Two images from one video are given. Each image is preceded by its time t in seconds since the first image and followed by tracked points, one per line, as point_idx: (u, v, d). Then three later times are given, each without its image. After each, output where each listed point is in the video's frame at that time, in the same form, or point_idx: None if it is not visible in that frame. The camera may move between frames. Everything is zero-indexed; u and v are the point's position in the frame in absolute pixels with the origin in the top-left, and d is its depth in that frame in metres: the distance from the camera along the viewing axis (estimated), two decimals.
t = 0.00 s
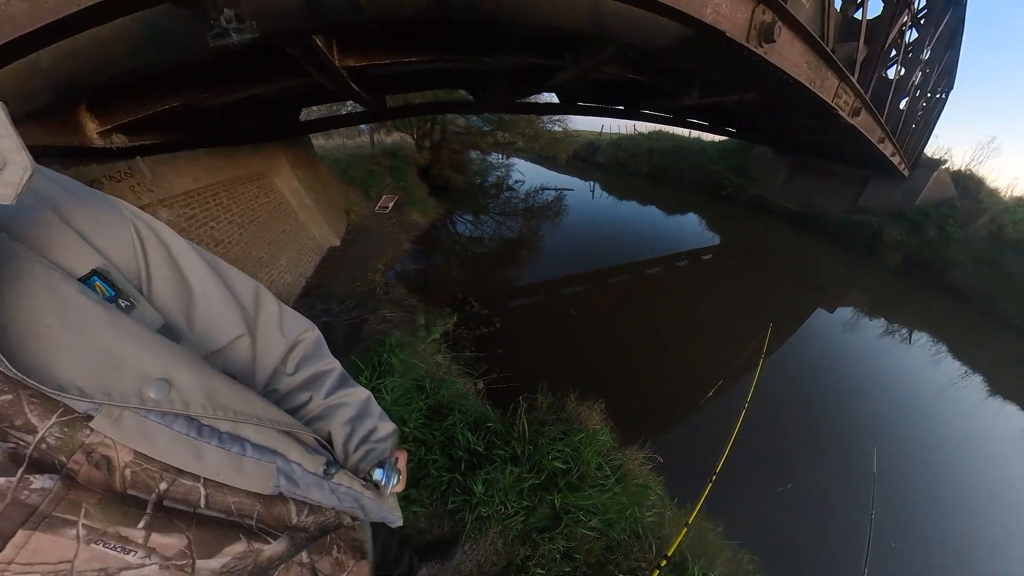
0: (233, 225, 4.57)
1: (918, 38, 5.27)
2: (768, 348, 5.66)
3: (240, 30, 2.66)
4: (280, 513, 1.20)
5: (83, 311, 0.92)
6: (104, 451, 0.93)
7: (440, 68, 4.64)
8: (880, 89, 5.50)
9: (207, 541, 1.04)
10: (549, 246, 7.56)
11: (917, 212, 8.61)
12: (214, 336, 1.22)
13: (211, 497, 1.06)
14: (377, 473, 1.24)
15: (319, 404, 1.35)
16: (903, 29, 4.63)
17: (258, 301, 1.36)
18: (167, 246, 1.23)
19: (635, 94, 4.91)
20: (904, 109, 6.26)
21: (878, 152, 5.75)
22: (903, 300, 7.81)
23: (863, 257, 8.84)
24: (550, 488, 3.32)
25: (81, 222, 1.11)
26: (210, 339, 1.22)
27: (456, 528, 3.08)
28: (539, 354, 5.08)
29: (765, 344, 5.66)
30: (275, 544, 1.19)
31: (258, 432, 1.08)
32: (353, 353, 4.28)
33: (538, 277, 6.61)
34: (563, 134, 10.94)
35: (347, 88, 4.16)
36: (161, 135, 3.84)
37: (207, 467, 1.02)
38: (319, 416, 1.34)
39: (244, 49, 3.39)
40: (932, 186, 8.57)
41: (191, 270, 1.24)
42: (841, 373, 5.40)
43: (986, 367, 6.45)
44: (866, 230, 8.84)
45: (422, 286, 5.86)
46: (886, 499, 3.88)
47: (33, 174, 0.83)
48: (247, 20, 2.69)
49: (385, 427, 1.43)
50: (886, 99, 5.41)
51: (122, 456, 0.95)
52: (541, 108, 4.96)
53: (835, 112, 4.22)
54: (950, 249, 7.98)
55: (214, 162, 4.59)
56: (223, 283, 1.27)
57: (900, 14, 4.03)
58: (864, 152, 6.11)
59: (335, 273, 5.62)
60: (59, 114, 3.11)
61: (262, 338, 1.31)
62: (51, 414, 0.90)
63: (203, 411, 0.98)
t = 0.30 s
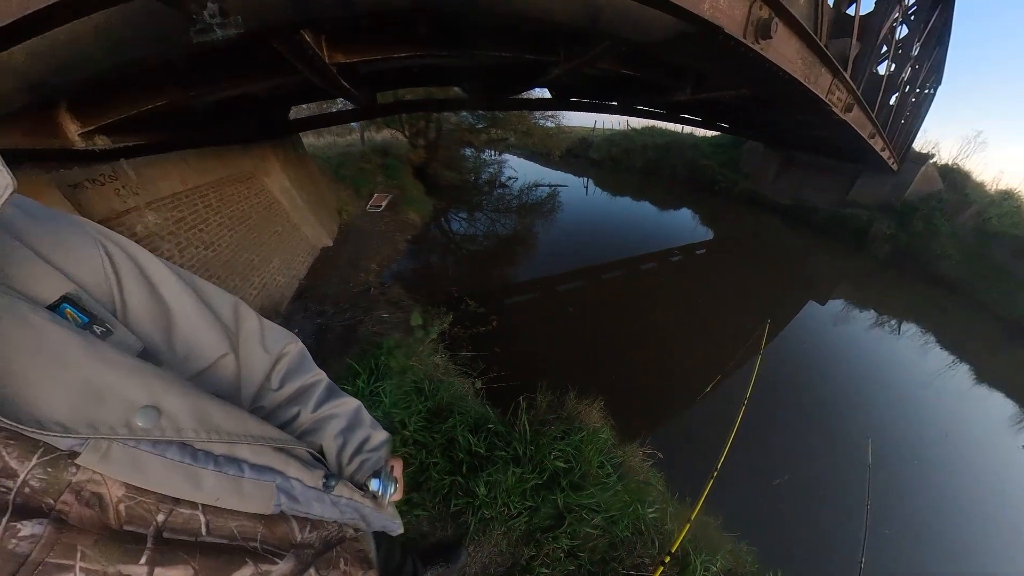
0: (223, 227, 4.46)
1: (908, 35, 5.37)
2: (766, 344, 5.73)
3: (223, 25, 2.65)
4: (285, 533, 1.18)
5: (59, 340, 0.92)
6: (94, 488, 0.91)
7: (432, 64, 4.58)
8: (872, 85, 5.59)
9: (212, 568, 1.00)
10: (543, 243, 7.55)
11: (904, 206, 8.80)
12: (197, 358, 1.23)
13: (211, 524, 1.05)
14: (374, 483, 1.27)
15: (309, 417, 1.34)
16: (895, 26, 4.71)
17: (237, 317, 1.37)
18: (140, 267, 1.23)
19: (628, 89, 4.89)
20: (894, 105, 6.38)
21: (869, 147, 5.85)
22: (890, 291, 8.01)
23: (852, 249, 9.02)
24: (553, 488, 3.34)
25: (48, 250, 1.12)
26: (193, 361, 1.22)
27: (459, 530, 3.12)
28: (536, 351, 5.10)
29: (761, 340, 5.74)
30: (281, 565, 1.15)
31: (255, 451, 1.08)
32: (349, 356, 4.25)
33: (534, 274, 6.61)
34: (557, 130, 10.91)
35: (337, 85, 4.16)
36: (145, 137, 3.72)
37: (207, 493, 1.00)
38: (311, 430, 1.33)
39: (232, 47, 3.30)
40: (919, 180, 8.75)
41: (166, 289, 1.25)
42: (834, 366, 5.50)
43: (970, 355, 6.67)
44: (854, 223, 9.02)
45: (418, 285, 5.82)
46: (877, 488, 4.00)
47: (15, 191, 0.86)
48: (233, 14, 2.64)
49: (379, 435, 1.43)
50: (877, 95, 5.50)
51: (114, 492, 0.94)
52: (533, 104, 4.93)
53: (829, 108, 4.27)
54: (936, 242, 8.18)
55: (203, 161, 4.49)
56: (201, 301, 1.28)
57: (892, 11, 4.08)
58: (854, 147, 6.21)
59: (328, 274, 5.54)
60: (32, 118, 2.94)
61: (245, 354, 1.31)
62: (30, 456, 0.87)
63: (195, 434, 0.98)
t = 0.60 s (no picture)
0: (211, 230, 4.36)
1: (900, 30, 5.44)
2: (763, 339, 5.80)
3: (205, 19, 2.57)
4: (277, 558, 1.33)
5: (25, 371, 0.97)
6: (67, 526, 1.03)
7: (422, 61, 4.53)
8: (864, 80, 5.66)
9: None
10: (538, 240, 7.53)
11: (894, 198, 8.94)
12: (177, 380, 1.32)
13: (197, 555, 1.19)
14: (370, 498, 1.40)
15: (297, 435, 1.46)
16: (886, 21, 4.77)
17: (217, 338, 1.48)
18: (110, 295, 1.31)
19: (622, 84, 4.87)
20: (885, 100, 6.46)
21: (860, 142, 5.93)
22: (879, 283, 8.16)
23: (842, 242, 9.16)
24: (553, 487, 3.35)
25: (17, 278, 1.18)
26: (173, 384, 1.31)
27: (459, 533, 3.14)
28: (532, 350, 5.09)
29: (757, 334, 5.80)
30: None
31: (239, 475, 1.18)
32: (344, 358, 4.21)
33: (530, 271, 6.60)
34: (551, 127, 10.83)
35: (327, 82, 4.10)
36: (126, 138, 3.62)
37: (188, 521, 1.11)
38: (301, 448, 1.45)
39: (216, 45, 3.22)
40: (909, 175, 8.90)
41: (142, 315, 1.34)
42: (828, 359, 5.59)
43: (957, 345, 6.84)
44: (844, 217, 9.15)
45: (413, 285, 5.76)
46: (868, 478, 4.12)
47: None
48: (215, 9, 2.57)
49: (370, 448, 1.57)
50: (869, 90, 5.58)
51: (89, 529, 1.06)
52: (525, 100, 4.90)
53: (821, 103, 4.32)
54: (924, 235, 8.34)
55: (189, 162, 4.38)
56: (178, 325, 1.38)
57: (882, 6, 4.14)
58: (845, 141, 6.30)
59: (321, 274, 5.46)
60: (9, 118, 2.87)
61: (228, 374, 1.43)
62: None
63: (176, 460, 1.07)
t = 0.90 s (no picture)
0: (200, 231, 4.25)
1: (888, 26, 5.53)
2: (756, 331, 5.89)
3: (187, 13, 2.51)
4: None
5: None
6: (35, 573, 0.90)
7: (413, 57, 4.48)
8: (854, 75, 5.75)
9: None
10: (533, 237, 7.53)
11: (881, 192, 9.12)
12: (159, 399, 1.23)
13: None
14: (365, 506, 1.33)
15: (289, 446, 1.38)
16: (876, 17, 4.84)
17: (203, 347, 1.36)
18: (83, 305, 1.19)
19: (613, 79, 4.86)
20: (873, 95, 6.57)
21: (848, 136, 6.04)
22: (868, 275, 8.31)
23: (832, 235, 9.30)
24: (553, 484, 3.36)
25: None
26: (155, 402, 1.23)
27: (459, 532, 3.15)
28: (529, 347, 5.10)
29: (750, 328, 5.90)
30: None
31: (229, 501, 1.12)
32: (339, 359, 4.16)
33: (525, 268, 6.61)
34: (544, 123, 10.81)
35: (316, 78, 4.01)
36: (111, 140, 3.54)
37: (174, 554, 1.01)
38: (292, 459, 1.38)
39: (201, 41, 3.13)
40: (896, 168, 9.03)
41: (120, 326, 1.22)
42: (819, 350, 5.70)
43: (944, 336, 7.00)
44: (834, 210, 9.29)
45: (408, 284, 5.72)
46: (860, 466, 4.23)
47: None
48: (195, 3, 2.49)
49: (365, 456, 1.50)
50: (858, 85, 5.67)
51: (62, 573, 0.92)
52: (518, 96, 4.86)
53: (813, 98, 4.37)
54: (911, 227, 8.50)
55: (178, 163, 4.28)
56: (158, 335, 1.26)
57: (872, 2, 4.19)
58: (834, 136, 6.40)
59: (313, 275, 5.39)
60: None
61: (215, 386, 1.32)
62: None
63: (158, 490, 0.99)
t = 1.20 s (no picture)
0: (191, 233, 4.19)
1: (875, 20, 5.60)
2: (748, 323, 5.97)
3: (172, 11, 2.49)
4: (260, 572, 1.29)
5: None
6: (25, 553, 0.96)
7: (402, 54, 4.44)
8: (842, 69, 5.81)
9: None
10: (527, 233, 7.52)
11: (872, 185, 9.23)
12: (154, 391, 1.27)
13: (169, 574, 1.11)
14: (358, 501, 1.45)
15: (285, 439, 1.46)
16: (863, 11, 4.90)
17: (199, 343, 1.42)
18: (82, 299, 1.25)
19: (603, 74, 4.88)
20: (861, 89, 6.66)
21: (837, 130, 6.11)
22: (859, 267, 8.42)
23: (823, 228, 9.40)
24: (548, 474, 3.39)
25: None
26: (150, 394, 1.27)
27: (457, 524, 3.17)
28: (524, 342, 5.12)
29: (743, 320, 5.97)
30: None
31: (217, 491, 1.16)
32: (334, 358, 4.13)
33: (518, 264, 6.61)
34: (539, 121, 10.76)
35: (304, 77, 3.99)
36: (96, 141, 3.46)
37: (159, 541, 1.06)
38: (288, 452, 1.47)
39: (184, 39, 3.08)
40: (885, 162, 9.20)
41: (116, 320, 1.27)
42: (810, 340, 5.80)
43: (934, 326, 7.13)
44: (825, 203, 9.39)
45: (403, 282, 5.68)
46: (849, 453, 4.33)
47: None
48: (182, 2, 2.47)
49: (360, 451, 1.61)
50: (846, 79, 5.74)
51: (49, 554, 0.98)
52: (509, 92, 4.85)
53: (801, 92, 4.42)
54: (900, 220, 8.63)
55: (166, 164, 4.19)
56: (155, 330, 1.31)
57: None
58: (823, 130, 6.48)
59: (306, 275, 5.33)
60: None
61: (210, 380, 1.38)
62: None
63: (145, 479, 1.03)
